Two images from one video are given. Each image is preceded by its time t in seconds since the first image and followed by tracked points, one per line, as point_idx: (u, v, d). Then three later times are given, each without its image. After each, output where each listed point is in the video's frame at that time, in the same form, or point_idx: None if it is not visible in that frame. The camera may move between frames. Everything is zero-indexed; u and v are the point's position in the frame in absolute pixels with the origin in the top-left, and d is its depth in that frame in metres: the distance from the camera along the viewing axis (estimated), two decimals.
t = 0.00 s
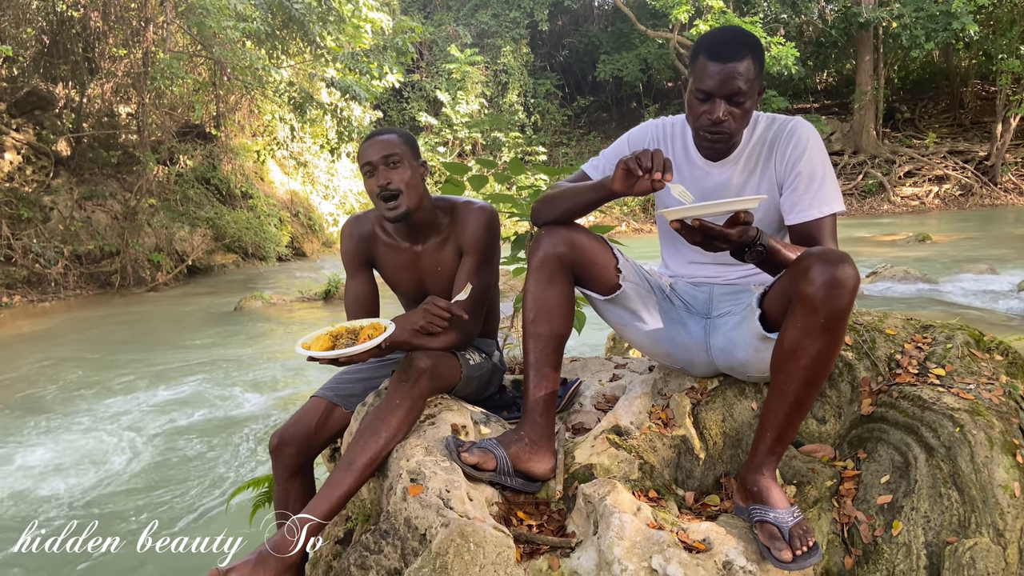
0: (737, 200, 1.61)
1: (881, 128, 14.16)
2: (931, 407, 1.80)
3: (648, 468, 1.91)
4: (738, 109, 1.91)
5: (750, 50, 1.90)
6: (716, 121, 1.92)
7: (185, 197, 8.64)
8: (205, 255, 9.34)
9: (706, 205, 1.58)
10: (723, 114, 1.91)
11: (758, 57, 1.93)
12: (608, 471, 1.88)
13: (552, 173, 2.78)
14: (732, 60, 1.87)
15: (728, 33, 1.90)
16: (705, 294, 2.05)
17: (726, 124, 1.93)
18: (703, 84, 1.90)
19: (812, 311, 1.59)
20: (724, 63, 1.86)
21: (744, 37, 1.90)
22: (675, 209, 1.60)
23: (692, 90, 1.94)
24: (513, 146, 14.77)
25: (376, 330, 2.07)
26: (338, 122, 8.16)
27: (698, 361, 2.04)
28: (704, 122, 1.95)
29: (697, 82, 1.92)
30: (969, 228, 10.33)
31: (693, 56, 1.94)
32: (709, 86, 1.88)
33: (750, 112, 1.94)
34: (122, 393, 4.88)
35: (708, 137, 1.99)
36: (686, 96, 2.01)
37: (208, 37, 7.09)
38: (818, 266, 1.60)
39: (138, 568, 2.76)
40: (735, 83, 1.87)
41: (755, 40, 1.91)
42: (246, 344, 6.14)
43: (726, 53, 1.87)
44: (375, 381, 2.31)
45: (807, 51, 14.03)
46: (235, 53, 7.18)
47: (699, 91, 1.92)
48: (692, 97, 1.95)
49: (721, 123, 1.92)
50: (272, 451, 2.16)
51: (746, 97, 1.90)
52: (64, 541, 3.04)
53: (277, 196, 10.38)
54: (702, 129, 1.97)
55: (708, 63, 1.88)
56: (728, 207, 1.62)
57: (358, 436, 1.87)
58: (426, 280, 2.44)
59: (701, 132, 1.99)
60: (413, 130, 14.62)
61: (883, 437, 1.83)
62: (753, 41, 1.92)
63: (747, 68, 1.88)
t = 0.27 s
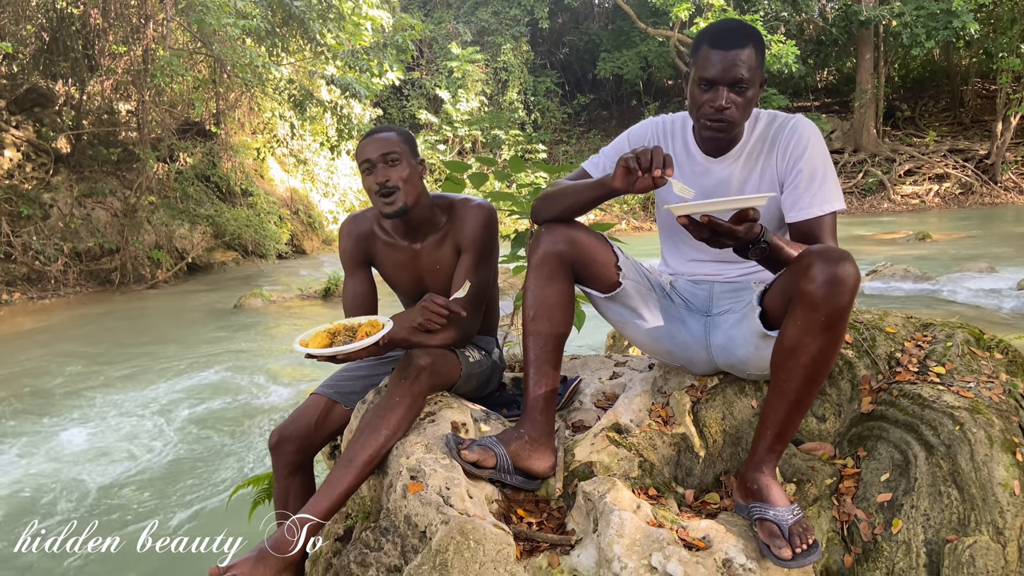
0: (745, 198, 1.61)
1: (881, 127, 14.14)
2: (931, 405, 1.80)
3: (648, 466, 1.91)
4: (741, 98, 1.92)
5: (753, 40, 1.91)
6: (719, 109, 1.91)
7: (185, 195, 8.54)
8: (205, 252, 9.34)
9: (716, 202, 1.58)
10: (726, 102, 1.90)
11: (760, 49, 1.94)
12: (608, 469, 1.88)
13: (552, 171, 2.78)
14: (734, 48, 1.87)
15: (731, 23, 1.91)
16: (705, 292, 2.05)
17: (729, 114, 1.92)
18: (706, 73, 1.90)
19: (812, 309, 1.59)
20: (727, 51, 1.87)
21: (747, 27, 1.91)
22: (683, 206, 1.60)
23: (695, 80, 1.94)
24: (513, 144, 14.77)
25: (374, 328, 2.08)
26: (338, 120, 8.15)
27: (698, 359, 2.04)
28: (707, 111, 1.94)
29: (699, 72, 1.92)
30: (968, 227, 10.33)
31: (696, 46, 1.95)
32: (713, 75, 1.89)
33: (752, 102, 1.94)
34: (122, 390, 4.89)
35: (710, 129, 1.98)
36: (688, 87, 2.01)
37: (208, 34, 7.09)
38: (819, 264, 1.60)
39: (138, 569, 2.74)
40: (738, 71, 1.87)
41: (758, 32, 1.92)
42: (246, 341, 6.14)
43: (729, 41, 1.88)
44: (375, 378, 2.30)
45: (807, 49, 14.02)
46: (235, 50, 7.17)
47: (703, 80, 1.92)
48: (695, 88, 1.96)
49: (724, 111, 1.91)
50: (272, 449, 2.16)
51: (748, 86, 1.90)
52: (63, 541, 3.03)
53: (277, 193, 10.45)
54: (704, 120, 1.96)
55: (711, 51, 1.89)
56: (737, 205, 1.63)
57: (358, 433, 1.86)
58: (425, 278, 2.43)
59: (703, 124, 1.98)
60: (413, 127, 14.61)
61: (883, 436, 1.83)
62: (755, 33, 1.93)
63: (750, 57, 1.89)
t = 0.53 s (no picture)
0: (743, 199, 1.61)
1: (881, 125, 14.13)
2: (930, 404, 1.80)
3: (647, 465, 1.91)
4: (740, 96, 1.91)
5: (752, 38, 1.90)
6: (718, 107, 1.91)
7: (185, 193, 8.64)
8: (205, 250, 9.33)
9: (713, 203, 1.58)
10: (725, 100, 1.90)
11: (760, 46, 1.93)
12: (607, 468, 1.88)
13: (552, 170, 2.77)
14: (733, 46, 1.87)
15: (730, 21, 1.90)
16: (705, 291, 2.05)
17: (727, 112, 1.92)
18: (704, 71, 1.89)
19: (812, 308, 1.59)
20: (726, 50, 1.87)
21: (746, 25, 1.90)
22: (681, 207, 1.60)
23: (694, 78, 1.94)
24: (514, 143, 14.76)
25: (375, 326, 2.07)
26: (338, 118, 8.14)
27: (698, 358, 2.04)
28: (705, 110, 1.94)
29: (698, 70, 1.92)
30: (968, 226, 10.33)
31: (695, 44, 1.94)
32: (712, 73, 1.88)
33: (752, 100, 1.94)
34: (122, 388, 4.89)
35: (709, 127, 1.98)
36: (687, 86, 2.01)
37: (207, 32, 7.07)
38: (818, 263, 1.59)
39: (138, 569, 2.73)
40: (737, 70, 1.87)
41: (757, 30, 1.92)
42: (246, 340, 6.14)
43: (728, 40, 1.87)
44: (375, 376, 2.30)
45: (807, 48, 14.02)
46: (235, 48, 7.15)
47: (701, 78, 1.91)
48: (694, 86, 1.95)
49: (723, 109, 1.91)
50: (272, 447, 2.16)
51: (747, 84, 1.90)
52: (63, 541, 3.02)
53: (277, 191, 10.41)
54: (704, 118, 1.96)
55: (710, 50, 1.88)
56: (735, 206, 1.62)
57: (358, 432, 1.86)
58: (424, 276, 2.43)
59: (702, 122, 1.98)
60: (413, 126, 14.59)
61: (883, 435, 1.83)
62: (754, 31, 1.93)
63: (748, 55, 1.88)
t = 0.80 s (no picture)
0: (738, 198, 1.61)
1: (881, 124, 14.12)
2: (931, 402, 1.80)
3: (647, 463, 1.91)
4: (737, 94, 1.91)
5: (749, 35, 1.90)
6: (716, 106, 1.91)
7: (185, 190, 8.66)
8: (205, 248, 9.32)
9: (706, 202, 1.58)
10: (722, 99, 1.90)
11: (758, 43, 1.92)
12: (608, 466, 1.87)
13: (552, 168, 2.77)
14: (730, 44, 1.86)
15: (727, 19, 1.89)
16: (705, 289, 2.05)
17: (725, 110, 1.92)
18: (702, 69, 1.89)
19: (811, 306, 1.59)
20: (722, 49, 1.86)
21: (743, 23, 1.89)
22: (675, 206, 1.60)
23: (692, 77, 1.94)
24: (514, 141, 14.76)
25: (375, 324, 2.06)
26: (338, 116, 8.13)
27: (697, 356, 2.04)
28: (704, 108, 1.94)
29: (696, 69, 1.91)
30: (967, 225, 10.33)
31: (692, 43, 1.94)
32: (709, 71, 1.88)
33: (750, 98, 1.94)
34: (121, 386, 4.88)
35: (707, 125, 1.98)
36: (686, 84, 2.01)
37: (207, 30, 7.05)
38: (818, 261, 1.59)
39: (138, 569, 2.72)
40: (734, 68, 1.86)
41: (754, 27, 1.91)
42: (245, 338, 6.13)
43: (725, 38, 1.87)
44: (375, 375, 2.31)
45: (807, 47, 14.01)
46: (235, 46, 7.13)
47: (699, 77, 1.91)
48: (692, 85, 1.95)
49: (721, 108, 1.91)
50: (272, 445, 2.16)
51: (745, 82, 1.90)
52: (64, 540, 3.01)
53: (275, 191, 10.31)
54: (702, 116, 1.96)
55: (707, 48, 1.88)
56: (729, 204, 1.62)
57: (357, 430, 1.86)
58: (425, 274, 2.43)
59: (701, 121, 1.98)
60: (413, 124, 14.58)
61: (883, 433, 1.83)
62: (752, 29, 1.92)
63: (746, 53, 1.87)
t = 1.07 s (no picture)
0: (736, 195, 1.60)
1: (881, 123, 14.11)
2: (931, 401, 1.80)
3: (648, 461, 1.91)
4: (737, 93, 1.91)
5: (750, 34, 1.89)
6: (716, 106, 1.91)
7: (185, 188, 8.68)
8: (205, 247, 9.32)
9: (704, 200, 1.58)
10: (722, 98, 1.90)
11: (758, 42, 1.92)
12: (608, 464, 1.87)
13: (551, 166, 2.77)
14: (730, 43, 1.86)
15: (728, 18, 1.89)
16: (705, 287, 2.05)
17: (726, 109, 1.92)
18: (702, 68, 1.89)
19: (812, 305, 1.59)
20: (723, 47, 1.86)
21: (744, 21, 1.89)
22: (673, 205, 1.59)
23: (692, 76, 1.93)
24: (514, 140, 14.76)
25: (376, 322, 2.06)
26: (338, 115, 8.12)
27: (698, 355, 2.04)
28: (704, 108, 1.94)
29: (696, 68, 1.91)
30: (967, 223, 10.33)
31: (692, 42, 1.94)
32: (709, 70, 1.88)
33: (750, 97, 1.93)
34: (121, 385, 4.88)
35: (708, 124, 1.98)
36: (686, 83, 2.00)
37: (207, 29, 7.04)
38: (818, 259, 1.59)
39: (138, 570, 2.71)
40: (734, 67, 1.86)
41: (755, 26, 1.91)
42: (245, 337, 6.13)
43: (725, 37, 1.87)
44: (375, 373, 2.31)
45: (807, 45, 14.00)
46: (235, 45, 7.11)
47: (699, 76, 1.91)
48: (692, 84, 1.95)
49: (721, 107, 1.91)
50: (272, 444, 2.16)
51: (745, 81, 1.89)
52: (63, 541, 2.99)
53: (276, 188, 10.40)
54: (702, 115, 1.96)
55: (707, 47, 1.87)
56: (727, 202, 1.62)
57: (358, 428, 1.87)
58: (425, 273, 2.43)
59: (702, 120, 1.98)
60: (413, 123, 14.57)
61: (883, 432, 1.83)
62: (752, 27, 1.91)
63: (746, 52, 1.87)
